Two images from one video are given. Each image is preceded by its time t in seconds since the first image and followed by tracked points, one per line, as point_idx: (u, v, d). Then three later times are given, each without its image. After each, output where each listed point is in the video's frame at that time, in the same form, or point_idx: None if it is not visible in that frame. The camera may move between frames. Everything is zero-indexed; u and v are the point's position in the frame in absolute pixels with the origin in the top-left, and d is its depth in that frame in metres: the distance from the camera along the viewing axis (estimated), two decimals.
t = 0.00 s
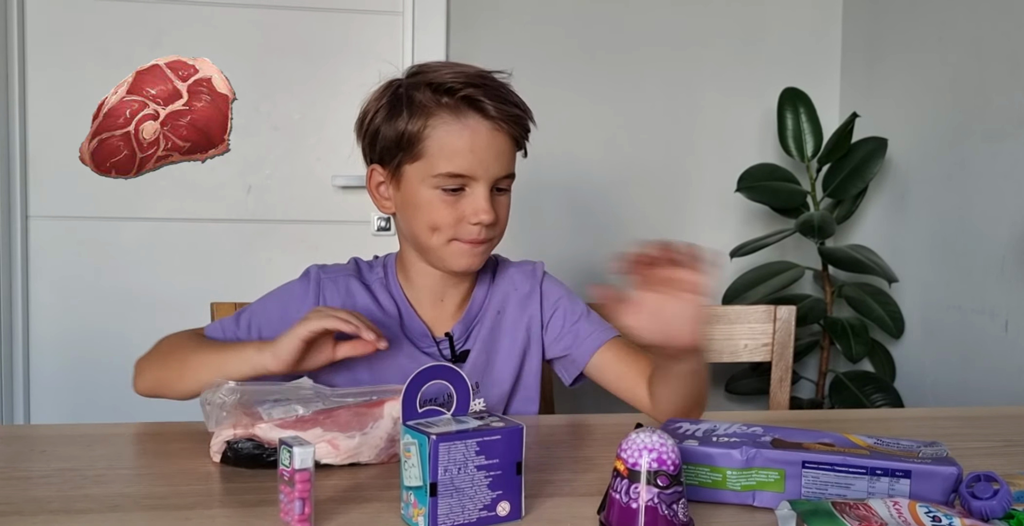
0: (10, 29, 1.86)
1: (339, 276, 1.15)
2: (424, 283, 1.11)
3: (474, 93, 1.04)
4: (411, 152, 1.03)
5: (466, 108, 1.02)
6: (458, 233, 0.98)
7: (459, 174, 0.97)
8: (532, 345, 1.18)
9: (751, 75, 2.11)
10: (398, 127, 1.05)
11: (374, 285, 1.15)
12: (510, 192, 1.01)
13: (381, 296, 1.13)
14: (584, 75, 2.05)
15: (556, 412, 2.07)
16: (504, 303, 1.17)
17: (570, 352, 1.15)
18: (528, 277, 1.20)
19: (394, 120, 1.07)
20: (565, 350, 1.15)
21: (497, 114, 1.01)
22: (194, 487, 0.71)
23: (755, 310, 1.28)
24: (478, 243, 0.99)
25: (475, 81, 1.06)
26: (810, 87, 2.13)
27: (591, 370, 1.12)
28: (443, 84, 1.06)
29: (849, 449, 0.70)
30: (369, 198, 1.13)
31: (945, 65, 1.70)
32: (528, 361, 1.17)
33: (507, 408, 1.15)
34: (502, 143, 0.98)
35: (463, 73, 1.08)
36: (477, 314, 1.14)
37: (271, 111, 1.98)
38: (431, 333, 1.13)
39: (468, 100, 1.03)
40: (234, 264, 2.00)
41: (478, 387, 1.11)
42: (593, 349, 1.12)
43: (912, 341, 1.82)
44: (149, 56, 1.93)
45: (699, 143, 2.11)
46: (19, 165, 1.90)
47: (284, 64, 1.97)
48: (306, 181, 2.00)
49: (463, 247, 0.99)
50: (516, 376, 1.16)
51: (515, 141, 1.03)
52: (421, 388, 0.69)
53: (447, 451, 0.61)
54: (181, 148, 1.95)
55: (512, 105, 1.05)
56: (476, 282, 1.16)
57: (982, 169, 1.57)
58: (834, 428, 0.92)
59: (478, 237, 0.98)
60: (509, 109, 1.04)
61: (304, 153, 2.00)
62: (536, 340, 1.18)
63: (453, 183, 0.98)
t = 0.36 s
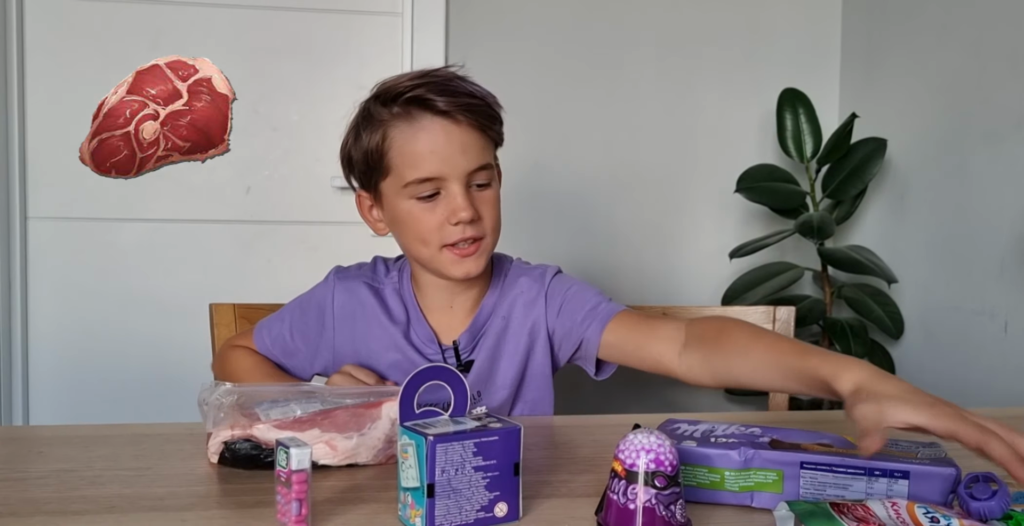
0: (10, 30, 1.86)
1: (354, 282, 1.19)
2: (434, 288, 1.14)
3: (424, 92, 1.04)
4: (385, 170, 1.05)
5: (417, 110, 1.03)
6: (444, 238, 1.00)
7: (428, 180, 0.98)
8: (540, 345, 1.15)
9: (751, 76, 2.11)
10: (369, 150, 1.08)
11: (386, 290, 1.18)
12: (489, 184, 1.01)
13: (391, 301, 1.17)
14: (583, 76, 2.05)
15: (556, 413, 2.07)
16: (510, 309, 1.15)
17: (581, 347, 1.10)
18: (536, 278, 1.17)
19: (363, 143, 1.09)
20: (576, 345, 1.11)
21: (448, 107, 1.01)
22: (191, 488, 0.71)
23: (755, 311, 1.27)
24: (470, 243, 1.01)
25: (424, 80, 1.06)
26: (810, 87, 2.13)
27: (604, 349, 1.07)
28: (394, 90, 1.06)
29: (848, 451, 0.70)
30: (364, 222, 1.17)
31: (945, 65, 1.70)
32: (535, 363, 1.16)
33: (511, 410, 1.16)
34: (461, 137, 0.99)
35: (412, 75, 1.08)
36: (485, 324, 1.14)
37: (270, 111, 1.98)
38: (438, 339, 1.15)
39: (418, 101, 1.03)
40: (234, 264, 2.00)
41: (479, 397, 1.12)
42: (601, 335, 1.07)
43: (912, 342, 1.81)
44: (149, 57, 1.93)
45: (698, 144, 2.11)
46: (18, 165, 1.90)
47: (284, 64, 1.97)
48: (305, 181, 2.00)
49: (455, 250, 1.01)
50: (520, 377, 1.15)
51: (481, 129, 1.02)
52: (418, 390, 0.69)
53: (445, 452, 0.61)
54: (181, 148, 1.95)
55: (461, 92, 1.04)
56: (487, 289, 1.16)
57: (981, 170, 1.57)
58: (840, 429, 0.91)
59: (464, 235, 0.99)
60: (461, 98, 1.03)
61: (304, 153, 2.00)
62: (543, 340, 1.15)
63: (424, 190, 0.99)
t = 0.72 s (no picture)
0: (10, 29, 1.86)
1: (348, 285, 1.19)
2: (426, 292, 1.14)
3: (401, 103, 1.02)
4: (370, 181, 1.05)
5: (395, 122, 1.01)
6: (432, 249, 1.00)
7: (410, 194, 0.98)
8: (531, 347, 1.15)
9: (749, 75, 2.11)
10: (353, 162, 1.07)
11: (380, 293, 1.18)
12: (475, 192, 1.00)
13: (386, 305, 1.17)
14: (582, 76, 2.05)
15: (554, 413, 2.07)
16: (500, 314, 1.15)
17: (568, 348, 1.09)
18: (525, 281, 1.16)
19: (347, 154, 1.09)
20: (564, 346, 1.10)
21: (426, 119, 1.00)
22: (188, 488, 0.71)
23: (753, 310, 1.27)
24: (457, 252, 1.01)
25: (404, 89, 1.05)
26: (809, 87, 2.13)
27: (591, 348, 1.04)
28: (373, 101, 1.05)
29: (846, 449, 0.70)
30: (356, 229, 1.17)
31: (944, 65, 1.70)
32: (528, 365, 1.15)
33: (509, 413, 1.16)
34: (442, 149, 0.97)
35: (391, 84, 1.06)
36: (475, 331, 1.14)
37: (270, 111, 1.98)
38: (431, 344, 1.15)
39: (396, 113, 1.01)
40: (233, 264, 2.00)
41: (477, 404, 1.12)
42: (585, 336, 1.05)
43: (910, 341, 1.81)
44: (148, 57, 1.92)
45: (697, 144, 2.11)
46: (16, 164, 1.89)
47: (283, 64, 1.97)
48: (304, 181, 2.00)
49: (444, 259, 1.01)
50: (515, 380, 1.15)
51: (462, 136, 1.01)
52: (415, 390, 0.69)
53: (442, 451, 0.61)
54: (181, 148, 1.94)
55: (440, 100, 1.02)
56: (479, 294, 1.16)
57: (980, 169, 1.57)
58: (836, 429, 0.91)
59: (452, 246, 0.99)
60: (440, 107, 1.01)
61: (303, 153, 2.00)
62: (535, 342, 1.14)
63: (408, 203, 0.99)
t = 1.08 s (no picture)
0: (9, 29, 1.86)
1: (343, 288, 1.19)
2: (420, 294, 1.14)
3: (389, 107, 1.02)
4: (360, 186, 1.05)
5: (383, 127, 1.01)
6: (423, 252, 1.00)
7: (400, 198, 0.98)
8: (527, 347, 1.15)
9: (748, 76, 2.11)
10: (343, 166, 1.07)
11: (377, 295, 1.18)
12: (465, 194, 1.00)
13: (383, 306, 1.17)
14: (582, 76, 2.05)
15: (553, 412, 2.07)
16: (495, 315, 1.16)
17: (565, 347, 1.09)
18: (519, 281, 1.17)
19: (336, 158, 1.09)
20: (561, 345, 1.10)
21: (414, 123, 1.00)
22: (187, 488, 0.70)
23: (752, 310, 1.27)
24: (449, 255, 1.01)
25: (392, 92, 1.05)
26: (808, 87, 2.13)
27: (591, 349, 1.05)
28: (361, 105, 1.05)
29: (844, 448, 0.70)
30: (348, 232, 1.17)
31: (942, 66, 1.70)
32: (525, 366, 1.15)
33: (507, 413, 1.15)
34: (431, 153, 0.98)
35: (379, 88, 1.06)
36: (471, 332, 1.14)
37: (269, 112, 1.98)
38: (427, 346, 1.15)
39: (383, 117, 1.01)
40: (232, 264, 2.00)
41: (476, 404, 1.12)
42: (582, 334, 1.06)
43: (909, 341, 1.81)
44: (147, 56, 1.92)
45: (696, 144, 2.11)
46: (16, 164, 1.89)
47: (282, 65, 1.97)
48: (303, 181, 2.00)
49: (435, 262, 1.01)
50: (513, 380, 1.15)
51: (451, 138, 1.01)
52: (415, 389, 0.69)
53: (441, 451, 0.61)
54: (181, 148, 1.94)
55: (427, 104, 1.02)
56: (474, 294, 1.16)
57: (979, 170, 1.57)
58: (833, 428, 0.91)
59: (443, 249, 0.99)
60: (428, 110, 1.01)
61: (303, 153, 2.00)
62: (531, 342, 1.15)
63: (399, 207, 0.99)
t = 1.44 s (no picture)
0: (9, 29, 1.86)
1: (339, 290, 1.18)
2: (417, 295, 1.13)
3: (384, 106, 1.02)
4: (356, 186, 1.05)
5: (379, 126, 1.01)
6: (421, 252, 1.00)
7: (398, 197, 0.98)
8: (525, 344, 1.15)
9: (748, 76, 2.11)
10: (338, 167, 1.07)
11: (374, 297, 1.18)
12: (462, 194, 1.00)
13: (381, 308, 1.16)
14: (581, 76, 2.05)
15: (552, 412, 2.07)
16: (493, 313, 1.15)
17: (564, 343, 1.10)
18: (516, 279, 1.17)
19: (331, 160, 1.08)
20: (560, 341, 1.10)
21: (410, 122, 0.99)
22: (186, 487, 0.70)
23: (752, 310, 1.27)
24: (447, 254, 1.01)
25: (386, 92, 1.04)
26: (807, 88, 2.13)
27: (589, 344, 1.05)
28: (355, 105, 1.05)
29: (839, 445, 0.71)
30: (342, 234, 1.17)
31: (942, 66, 1.70)
32: (523, 363, 1.15)
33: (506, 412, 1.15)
34: (428, 153, 0.98)
35: (373, 88, 1.06)
36: (470, 330, 1.14)
37: (268, 111, 1.98)
38: (426, 346, 1.15)
39: (379, 117, 1.01)
40: (231, 264, 2.00)
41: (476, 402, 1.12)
42: (581, 331, 1.06)
43: (909, 341, 1.82)
44: (146, 56, 1.92)
45: (695, 144, 2.11)
46: (14, 164, 1.89)
47: (282, 65, 1.97)
48: (302, 181, 2.00)
49: (434, 261, 1.01)
50: (512, 378, 1.15)
51: (447, 137, 1.01)
52: (415, 389, 0.69)
53: (441, 451, 0.61)
54: (181, 148, 1.94)
55: (422, 103, 1.02)
56: (471, 293, 1.16)
57: (979, 169, 1.57)
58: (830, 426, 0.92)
59: (441, 248, 0.99)
60: (423, 109, 1.01)
61: (302, 153, 1.99)
62: (529, 339, 1.15)
63: (396, 206, 0.99)
